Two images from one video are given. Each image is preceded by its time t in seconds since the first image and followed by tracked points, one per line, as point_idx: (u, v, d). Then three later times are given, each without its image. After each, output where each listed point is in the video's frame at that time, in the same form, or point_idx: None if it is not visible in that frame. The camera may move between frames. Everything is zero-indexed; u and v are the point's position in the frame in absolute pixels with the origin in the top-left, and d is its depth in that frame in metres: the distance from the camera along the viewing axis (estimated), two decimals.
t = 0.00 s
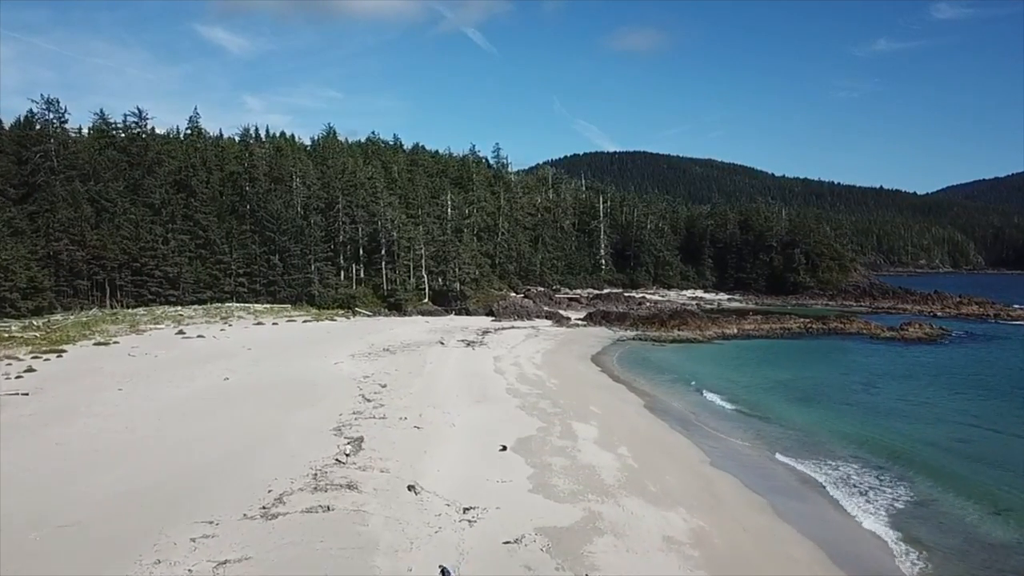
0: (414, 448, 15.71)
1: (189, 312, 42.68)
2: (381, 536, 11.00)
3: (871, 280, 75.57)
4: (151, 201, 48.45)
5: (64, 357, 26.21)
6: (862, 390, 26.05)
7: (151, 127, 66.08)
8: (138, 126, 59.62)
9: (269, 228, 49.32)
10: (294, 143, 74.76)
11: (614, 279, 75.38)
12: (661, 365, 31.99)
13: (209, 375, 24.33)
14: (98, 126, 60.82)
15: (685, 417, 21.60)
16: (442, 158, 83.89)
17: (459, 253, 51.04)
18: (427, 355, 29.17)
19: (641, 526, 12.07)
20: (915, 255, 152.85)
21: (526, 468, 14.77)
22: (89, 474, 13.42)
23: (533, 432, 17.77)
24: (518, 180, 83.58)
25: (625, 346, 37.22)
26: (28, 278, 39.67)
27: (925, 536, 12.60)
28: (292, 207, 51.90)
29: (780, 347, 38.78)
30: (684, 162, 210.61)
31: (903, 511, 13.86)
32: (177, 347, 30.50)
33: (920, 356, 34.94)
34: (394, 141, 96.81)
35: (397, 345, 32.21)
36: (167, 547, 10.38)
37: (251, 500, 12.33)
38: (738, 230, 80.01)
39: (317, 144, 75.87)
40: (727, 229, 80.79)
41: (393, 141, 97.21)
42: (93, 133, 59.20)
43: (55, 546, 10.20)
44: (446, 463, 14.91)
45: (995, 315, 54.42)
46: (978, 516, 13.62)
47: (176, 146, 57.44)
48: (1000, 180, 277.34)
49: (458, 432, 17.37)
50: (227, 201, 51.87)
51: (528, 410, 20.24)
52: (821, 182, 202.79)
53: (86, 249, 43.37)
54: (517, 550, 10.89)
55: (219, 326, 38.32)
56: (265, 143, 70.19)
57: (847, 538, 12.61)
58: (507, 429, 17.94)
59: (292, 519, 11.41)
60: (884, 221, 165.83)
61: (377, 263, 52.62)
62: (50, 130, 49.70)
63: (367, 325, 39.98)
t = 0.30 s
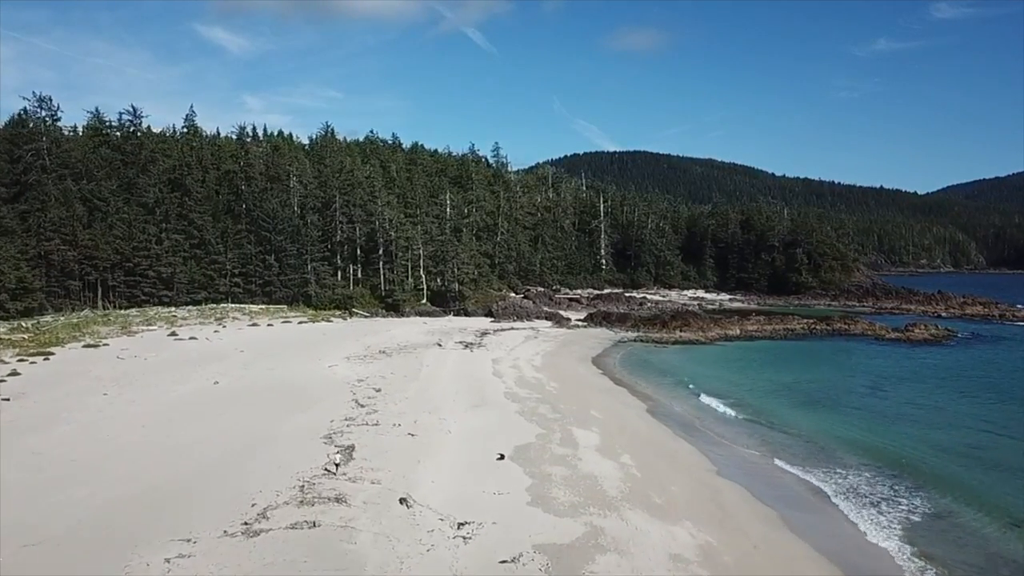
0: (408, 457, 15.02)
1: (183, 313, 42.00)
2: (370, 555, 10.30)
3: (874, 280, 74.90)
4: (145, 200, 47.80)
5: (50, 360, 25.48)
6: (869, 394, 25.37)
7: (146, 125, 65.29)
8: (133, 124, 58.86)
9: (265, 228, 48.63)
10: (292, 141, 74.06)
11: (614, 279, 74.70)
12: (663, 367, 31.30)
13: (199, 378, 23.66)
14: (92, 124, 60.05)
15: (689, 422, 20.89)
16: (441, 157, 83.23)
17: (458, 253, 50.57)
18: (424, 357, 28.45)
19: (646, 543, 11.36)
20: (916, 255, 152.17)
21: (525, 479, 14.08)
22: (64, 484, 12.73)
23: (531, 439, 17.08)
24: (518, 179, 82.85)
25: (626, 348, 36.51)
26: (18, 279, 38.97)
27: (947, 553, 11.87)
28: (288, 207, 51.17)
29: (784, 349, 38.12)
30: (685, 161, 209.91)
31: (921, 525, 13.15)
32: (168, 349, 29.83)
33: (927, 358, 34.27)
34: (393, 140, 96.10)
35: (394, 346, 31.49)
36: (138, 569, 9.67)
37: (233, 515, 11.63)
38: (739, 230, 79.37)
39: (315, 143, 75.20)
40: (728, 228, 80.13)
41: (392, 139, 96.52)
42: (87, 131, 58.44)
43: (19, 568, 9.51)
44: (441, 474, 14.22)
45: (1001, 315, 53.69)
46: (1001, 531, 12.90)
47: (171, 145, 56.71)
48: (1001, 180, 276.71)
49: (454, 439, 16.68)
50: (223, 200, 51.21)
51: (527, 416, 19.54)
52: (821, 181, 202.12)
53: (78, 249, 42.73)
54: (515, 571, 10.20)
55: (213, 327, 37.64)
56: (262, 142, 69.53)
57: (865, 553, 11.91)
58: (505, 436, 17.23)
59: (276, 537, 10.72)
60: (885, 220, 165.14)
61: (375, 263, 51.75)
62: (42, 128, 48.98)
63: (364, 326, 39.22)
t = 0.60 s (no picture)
0: (394, 467, 14.36)
1: (169, 314, 41.15)
2: None
3: (869, 280, 74.63)
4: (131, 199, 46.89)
5: (26, 364, 24.60)
6: (869, 397, 24.88)
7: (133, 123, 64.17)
8: (119, 122, 57.78)
9: (253, 228, 47.80)
10: (282, 139, 73.10)
11: (608, 279, 74.17)
12: (658, 369, 30.74)
13: (181, 383, 22.90)
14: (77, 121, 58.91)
15: (686, 428, 20.30)
16: (434, 156, 82.46)
17: (449, 252, 49.13)
18: (414, 360, 27.77)
19: (645, 560, 10.73)
20: (909, 254, 152.41)
21: (516, 491, 13.44)
22: (28, 498, 12.00)
23: (523, 447, 16.43)
24: (511, 178, 82.19)
25: (620, 349, 35.92)
26: None
27: (959, 569, 11.29)
28: (278, 206, 50.37)
29: (780, 350, 37.64)
30: (678, 161, 209.70)
31: (932, 538, 12.55)
32: (151, 352, 29.05)
33: (925, 359, 33.84)
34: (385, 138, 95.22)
35: (384, 348, 30.79)
36: None
37: (205, 534, 10.94)
38: (734, 229, 78.99)
39: (305, 141, 74.29)
40: (723, 228, 79.73)
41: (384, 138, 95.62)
42: (72, 128, 57.32)
43: None
44: (429, 485, 13.57)
45: (997, 315, 53.44)
46: (1013, 545, 12.35)
47: (158, 143, 55.72)
48: (992, 180, 278.09)
49: (442, 448, 16.01)
50: (211, 199, 50.32)
51: (519, 422, 18.90)
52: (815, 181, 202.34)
53: (61, 249, 41.83)
54: None
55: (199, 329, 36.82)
56: (252, 141, 68.61)
57: (875, 568, 11.32)
58: (496, 443, 16.60)
59: (250, 556, 10.03)
60: (878, 220, 165.38)
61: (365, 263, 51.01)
62: (24, 125, 47.91)
63: (354, 327, 38.50)
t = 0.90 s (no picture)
0: (377, 478, 13.68)
1: (150, 315, 40.10)
2: None
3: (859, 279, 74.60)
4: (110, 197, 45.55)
5: None
6: (864, 400, 24.45)
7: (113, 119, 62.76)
8: (99, 118, 56.41)
9: (238, 227, 46.77)
10: (268, 137, 71.92)
11: (598, 279, 73.66)
12: (650, 371, 30.20)
13: (156, 388, 21.90)
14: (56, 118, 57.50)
15: (680, 433, 19.74)
16: (422, 154, 81.57)
17: (437, 252, 48.76)
18: (401, 363, 27.03)
19: None
20: (897, 254, 153.19)
21: (505, 503, 12.80)
22: None
23: (512, 455, 15.79)
24: (500, 177, 81.49)
25: (611, 350, 35.36)
26: None
27: None
28: (263, 204, 49.34)
29: (773, 351, 37.24)
30: (667, 160, 209.78)
31: (939, 551, 12.04)
32: (129, 354, 28.09)
33: (919, 360, 33.53)
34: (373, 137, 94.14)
35: (370, 351, 30.04)
36: None
37: (171, 556, 10.18)
38: (724, 228, 78.71)
39: (291, 139, 73.19)
40: (713, 227, 79.44)
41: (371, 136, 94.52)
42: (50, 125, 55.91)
43: None
44: (413, 497, 12.90)
45: (987, 315, 53.39)
46: None
47: (140, 140, 54.47)
48: (977, 180, 280.63)
49: (428, 457, 15.33)
50: (193, 197, 49.11)
51: (508, 428, 18.25)
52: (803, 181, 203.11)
53: (38, 249, 40.74)
54: None
55: (181, 331, 35.81)
56: (237, 139, 67.43)
57: None
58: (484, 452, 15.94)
59: None
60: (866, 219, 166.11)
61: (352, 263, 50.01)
62: None
63: (340, 329, 37.68)
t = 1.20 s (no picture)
0: (369, 490, 13.00)
1: (144, 316, 39.35)
2: None
3: (861, 279, 74.03)
4: (103, 196, 44.74)
5: None
6: (874, 404, 23.78)
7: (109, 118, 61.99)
8: (94, 116, 55.60)
9: (233, 227, 46.01)
10: (265, 136, 71.24)
11: (599, 279, 73.00)
12: (653, 374, 29.53)
13: (143, 393, 21.11)
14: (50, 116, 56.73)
15: (686, 440, 19.07)
16: (421, 154, 80.92)
17: (436, 251, 48.88)
18: (397, 366, 26.32)
19: None
20: (898, 253, 152.66)
21: (503, 517, 12.13)
22: None
23: (512, 464, 15.09)
24: (500, 176, 80.82)
25: (612, 352, 34.69)
26: None
27: None
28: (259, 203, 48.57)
29: (777, 352, 36.61)
30: (668, 160, 209.17)
31: (962, 569, 11.36)
32: (119, 357, 27.36)
33: (926, 362, 32.94)
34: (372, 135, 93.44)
35: (366, 353, 29.34)
36: None
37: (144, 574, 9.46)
38: (725, 228, 78.09)
39: (289, 138, 72.52)
40: (714, 226, 78.82)
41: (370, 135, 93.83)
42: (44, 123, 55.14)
43: None
44: (406, 511, 12.21)
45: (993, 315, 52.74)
46: None
47: (135, 138, 53.71)
48: (977, 179, 280.21)
49: (423, 466, 14.64)
50: (188, 196, 48.30)
51: (507, 434, 17.56)
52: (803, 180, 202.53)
53: (30, 249, 40.12)
54: None
55: (174, 332, 35.07)
56: (234, 138, 66.70)
57: None
58: (483, 460, 15.25)
59: None
60: (867, 219, 165.55)
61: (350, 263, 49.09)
62: None
63: (336, 330, 36.95)
